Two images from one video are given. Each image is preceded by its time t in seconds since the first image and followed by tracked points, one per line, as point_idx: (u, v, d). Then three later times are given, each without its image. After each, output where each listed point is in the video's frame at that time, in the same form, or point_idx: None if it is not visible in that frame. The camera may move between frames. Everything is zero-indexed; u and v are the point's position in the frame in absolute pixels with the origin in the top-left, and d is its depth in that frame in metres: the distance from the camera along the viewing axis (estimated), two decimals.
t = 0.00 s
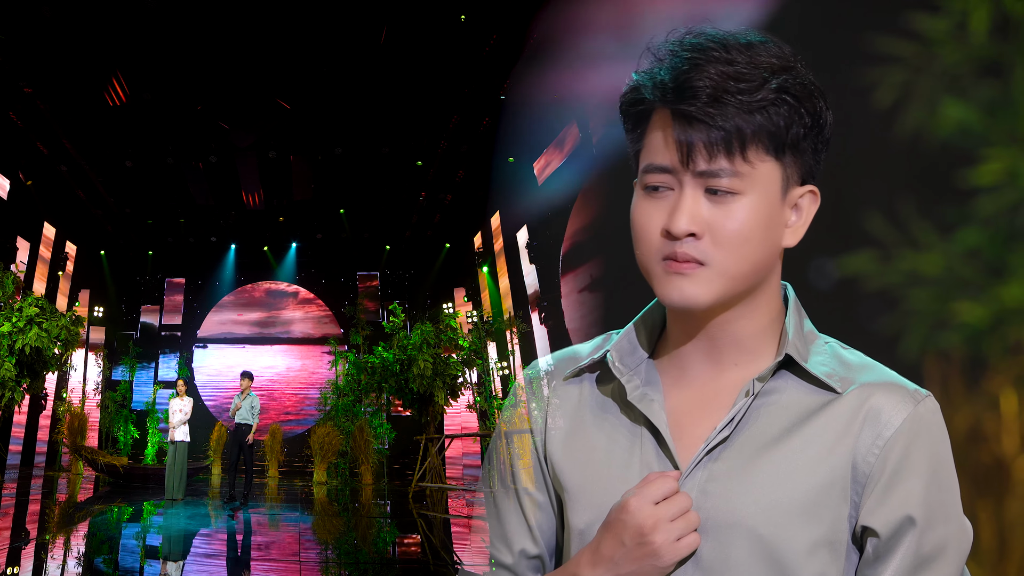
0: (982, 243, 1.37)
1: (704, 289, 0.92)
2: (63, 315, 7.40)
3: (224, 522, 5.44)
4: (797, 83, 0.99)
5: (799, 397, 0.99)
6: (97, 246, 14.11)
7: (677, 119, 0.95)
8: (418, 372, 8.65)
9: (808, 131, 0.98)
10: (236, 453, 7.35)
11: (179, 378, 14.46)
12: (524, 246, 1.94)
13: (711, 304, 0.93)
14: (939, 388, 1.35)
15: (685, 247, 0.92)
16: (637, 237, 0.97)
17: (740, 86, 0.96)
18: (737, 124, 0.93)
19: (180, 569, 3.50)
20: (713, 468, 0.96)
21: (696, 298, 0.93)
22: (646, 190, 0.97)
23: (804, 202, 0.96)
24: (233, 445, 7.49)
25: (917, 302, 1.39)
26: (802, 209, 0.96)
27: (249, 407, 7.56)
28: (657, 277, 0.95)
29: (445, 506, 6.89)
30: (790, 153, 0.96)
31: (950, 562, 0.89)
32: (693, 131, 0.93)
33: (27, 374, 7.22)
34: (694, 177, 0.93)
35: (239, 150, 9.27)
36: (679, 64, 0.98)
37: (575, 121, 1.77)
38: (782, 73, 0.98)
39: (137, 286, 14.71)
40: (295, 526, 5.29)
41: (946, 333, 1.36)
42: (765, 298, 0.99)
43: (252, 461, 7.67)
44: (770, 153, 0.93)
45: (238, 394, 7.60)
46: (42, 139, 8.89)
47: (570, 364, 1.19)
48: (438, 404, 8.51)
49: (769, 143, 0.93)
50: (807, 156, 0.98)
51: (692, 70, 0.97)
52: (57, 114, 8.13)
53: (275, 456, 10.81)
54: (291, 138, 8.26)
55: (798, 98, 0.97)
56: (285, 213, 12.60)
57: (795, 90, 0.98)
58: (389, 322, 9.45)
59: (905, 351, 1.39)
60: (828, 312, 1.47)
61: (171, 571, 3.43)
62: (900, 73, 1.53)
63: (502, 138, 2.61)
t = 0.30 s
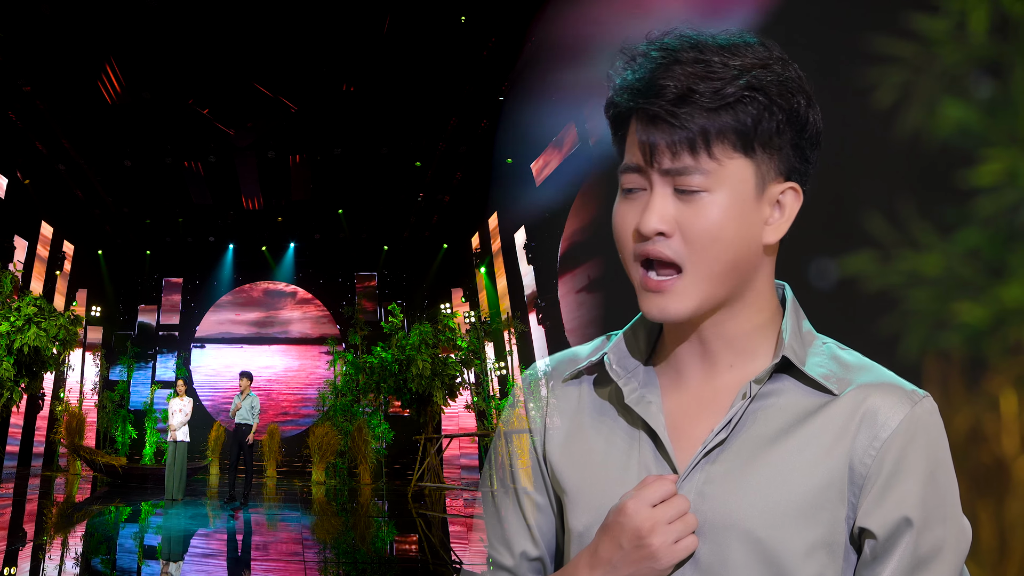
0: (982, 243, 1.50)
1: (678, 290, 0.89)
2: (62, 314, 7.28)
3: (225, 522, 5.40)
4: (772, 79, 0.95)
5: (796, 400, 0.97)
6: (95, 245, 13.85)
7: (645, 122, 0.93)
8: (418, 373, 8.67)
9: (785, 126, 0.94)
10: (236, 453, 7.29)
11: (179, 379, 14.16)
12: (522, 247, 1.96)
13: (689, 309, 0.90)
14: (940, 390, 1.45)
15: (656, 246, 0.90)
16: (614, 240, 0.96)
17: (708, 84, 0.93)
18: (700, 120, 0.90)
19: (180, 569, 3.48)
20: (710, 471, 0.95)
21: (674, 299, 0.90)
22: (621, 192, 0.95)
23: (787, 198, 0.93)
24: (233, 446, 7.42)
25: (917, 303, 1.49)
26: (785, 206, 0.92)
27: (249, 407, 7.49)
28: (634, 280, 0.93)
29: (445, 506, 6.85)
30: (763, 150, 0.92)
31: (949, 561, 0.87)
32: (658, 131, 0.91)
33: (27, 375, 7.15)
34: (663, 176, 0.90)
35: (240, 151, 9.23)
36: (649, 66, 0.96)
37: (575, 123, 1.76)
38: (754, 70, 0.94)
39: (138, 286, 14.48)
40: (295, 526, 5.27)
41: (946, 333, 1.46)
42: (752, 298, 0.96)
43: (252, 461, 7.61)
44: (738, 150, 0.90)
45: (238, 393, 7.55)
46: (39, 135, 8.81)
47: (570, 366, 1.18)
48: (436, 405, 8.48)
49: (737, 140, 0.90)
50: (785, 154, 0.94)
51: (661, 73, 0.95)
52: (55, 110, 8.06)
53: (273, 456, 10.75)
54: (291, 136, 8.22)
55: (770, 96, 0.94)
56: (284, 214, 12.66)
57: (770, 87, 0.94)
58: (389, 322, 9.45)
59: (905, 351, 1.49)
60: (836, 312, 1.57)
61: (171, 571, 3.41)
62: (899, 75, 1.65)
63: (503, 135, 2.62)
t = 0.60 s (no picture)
0: (983, 243, 1.56)
1: (654, 291, 0.88)
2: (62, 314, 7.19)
3: (226, 522, 5.38)
4: (748, 77, 0.92)
5: (791, 401, 0.93)
6: (93, 244, 13.74)
7: (615, 123, 0.91)
8: (416, 372, 8.57)
9: (762, 125, 0.91)
10: (236, 453, 7.24)
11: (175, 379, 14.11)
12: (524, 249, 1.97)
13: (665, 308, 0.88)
14: (943, 391, 1.50)
15: (629, 247, 0.88)
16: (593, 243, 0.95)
17: (677, 83, 0.90)
18: (666, 124, 0.88)
19: (179, 569, 3.46)
20: (705, 472, 0.91)
21: (650, 300, 0.88)
22: (599, 195, 0.94)
23: (765, 196, 0.91)
24: (233, 446, 7.37)
25: (921, 303, 1.53)
26: (763, 204, 0.90)
27: (249, 407, 7.43)
28: (613, 281, 0.92)
29: (445, 506, 6.82)
30: (735, 149, 0.89)
31: (946, 561, 0.84)
32: (625, 134, 0.90)
33: (24, 376, 6.99)
34: (636, 177, 0.88)
35: (239, 150, 9.19)
36: (622, 67, 0.94)
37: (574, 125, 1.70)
38: (729, 68, 0.91)
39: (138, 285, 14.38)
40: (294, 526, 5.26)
41: (950, 333, 1.51)
42: (737, 295, 0.93)
43: (252, 461, 7.56)
44: (709, 149, 0.88)
45: (238, 393, 7.51)
46: (38, 134, 8.79)
47: (567, 367, 1.14)
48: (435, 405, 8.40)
49: (707, 140, 0.88)
50: (762, 152, 0.91)
51: (633, 74, 0.92)
52: (51, 108, 8.01)
53: (271, 456, 10.70)
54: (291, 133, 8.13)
55: (746, 94, 0.90)
56: (283, 214, 12.70)
57: (745, 84, 0.91)
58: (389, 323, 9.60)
59: (908, 351, 1.53)
60: (836, 312, 1.62)
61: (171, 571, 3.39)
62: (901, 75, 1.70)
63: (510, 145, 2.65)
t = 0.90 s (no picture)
0: (993, 242, 1.37)
1: (637, 291, 0.88)
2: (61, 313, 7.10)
3: (227, 522, 5.36)
4: (728, 75, 0.91)
5: (785, 402, 0.89)
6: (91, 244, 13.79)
7: (594, 125, 0.92)
8: (416, 372, 8.53)
9: (743, 122, 0.91)
10: (236, 453, 7.20)
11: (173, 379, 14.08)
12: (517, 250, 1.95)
13: (648, 308, 0.88)
14: (948, 386, 1.43)
15: (611, 248, 0.89)
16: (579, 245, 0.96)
17: (655, 83, 0.90)
18: (645, 124, 0.89)
19: (178, 570, 3.44)
20: (698, 475, 0.87)
21: (633, 301, 0.88)
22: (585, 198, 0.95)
23: (747, 194, 0.90)
24: (233, 445, 7.33)
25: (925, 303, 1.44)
26: (746, 202, 0.90)
27: (249, 407, 7.40)
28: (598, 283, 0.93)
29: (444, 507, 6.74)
30: (714, 147, 0.89)
31: (942, 561, 0.80)
32: (604, 135, 0.90)
33: (24, 376, 6.91)
34: (617, 178, 0.89)
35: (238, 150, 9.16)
36: (603, 69, 0.95)
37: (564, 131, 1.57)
38: (709, 66, 0.91)
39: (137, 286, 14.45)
40: (294, 526, 5.23)
41: (954, 332, 1.40)
42: (725, 294, 0.92)
43: (253, 461, 7.53)
44: (686, 147, 0.88)
45: (238, 394, 7.47)
46: (36, 134, 8.78)
47: (563, 367, 1.12)
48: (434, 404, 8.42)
49: (683, 139, 0.88)
50: (742, 150, 0.91)
51: (612, 74, 0.93)
52: (48, 107, 8.00)
53: (270, 456, 10.67)
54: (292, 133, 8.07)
55: (724, 91, 0.90)
56: (281, 214, 12.67)
57: (725, 82, 0.91)
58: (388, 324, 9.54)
59: (914, 350, 1.51)
60: (847, 313, 1.67)
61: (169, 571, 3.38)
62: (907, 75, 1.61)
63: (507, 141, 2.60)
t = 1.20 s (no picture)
0: (1000, 243, 1.48)
1: (621, 291, 0.85)
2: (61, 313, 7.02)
3: (228, 522, 5.32)
4: (712, 74, 0.89)
5: (780, 402, 0.88)
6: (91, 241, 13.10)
7: (577, 127, 0.91)
8: (416, 372, 8.47)
9: (726, 120, 0.88)
10: (238, 453, 7.15)
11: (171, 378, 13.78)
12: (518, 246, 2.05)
13: (633, 309, 0.86)
14: (957, 388, 1.50)
15: (594, 249, 0.87)
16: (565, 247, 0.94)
17: (634, 83, 0.88)
18: (624, 124, 0.87)
19: (177, 570, 3.43)
20: (690, 476, 0.86)
21: (615, 302, 0.86)
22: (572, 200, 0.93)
23: (732, 191, 0.87)
24: (234, 445, 7.29)
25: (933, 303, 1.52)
26: (730, 199, 0.86)
27: (250, 407, 7.35)
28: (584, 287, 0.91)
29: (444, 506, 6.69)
30: (696, 143, 0.87)
31: (940, 559, 0.77)
32: (587, 136, 0.89)
33: (24, 375, 6.84)
34: (600, 177, 0.87)
35: (237, 149, 9.15)
36: (587, 71, 0.93)
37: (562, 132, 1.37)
38: (692, 65, 0.89)
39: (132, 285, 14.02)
40: (295, 526, 5.18)
41: (963, 332, 1.50)
42: (716, 293, 0.89)
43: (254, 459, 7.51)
44: (667, 145, 0.86)
45: (238, 394, 7.42)
46: (36, 133, 8.73)
47: (561, 369, 1.10)
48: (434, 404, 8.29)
49: (663, 137, 0.86)
50: (725, 146, 0.88)
51: (595, 74, 0.92)
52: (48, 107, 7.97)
53: (269, 456, 10.62)
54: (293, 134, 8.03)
55: (707, 89, 0.88)
56: (281, 214, 12.64)
57: (709, 81, 0.89)
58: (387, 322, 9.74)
59: (924, 349, 1.54)
60: (849, 314, 1.67)
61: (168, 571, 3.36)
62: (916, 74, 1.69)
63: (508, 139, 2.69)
